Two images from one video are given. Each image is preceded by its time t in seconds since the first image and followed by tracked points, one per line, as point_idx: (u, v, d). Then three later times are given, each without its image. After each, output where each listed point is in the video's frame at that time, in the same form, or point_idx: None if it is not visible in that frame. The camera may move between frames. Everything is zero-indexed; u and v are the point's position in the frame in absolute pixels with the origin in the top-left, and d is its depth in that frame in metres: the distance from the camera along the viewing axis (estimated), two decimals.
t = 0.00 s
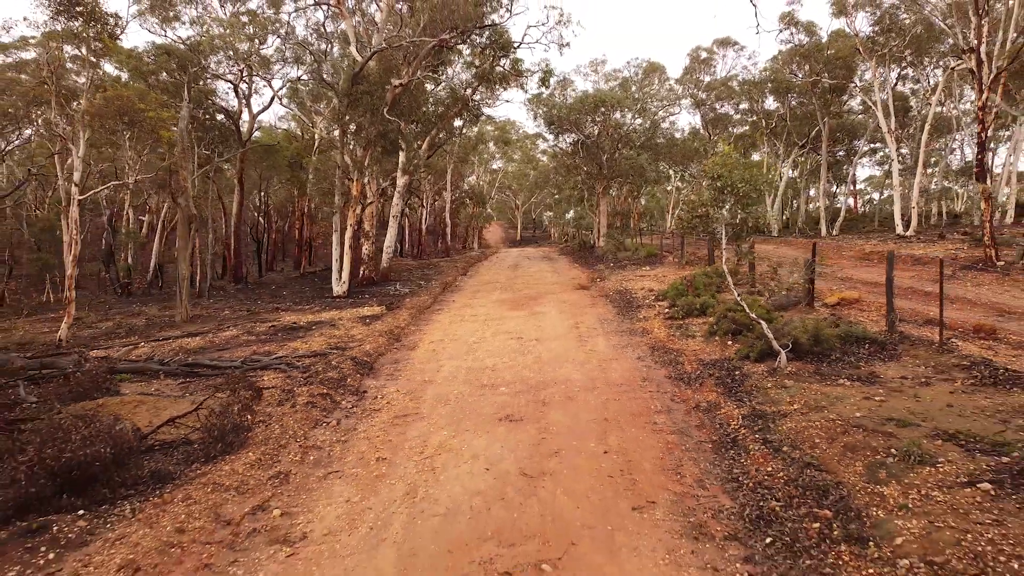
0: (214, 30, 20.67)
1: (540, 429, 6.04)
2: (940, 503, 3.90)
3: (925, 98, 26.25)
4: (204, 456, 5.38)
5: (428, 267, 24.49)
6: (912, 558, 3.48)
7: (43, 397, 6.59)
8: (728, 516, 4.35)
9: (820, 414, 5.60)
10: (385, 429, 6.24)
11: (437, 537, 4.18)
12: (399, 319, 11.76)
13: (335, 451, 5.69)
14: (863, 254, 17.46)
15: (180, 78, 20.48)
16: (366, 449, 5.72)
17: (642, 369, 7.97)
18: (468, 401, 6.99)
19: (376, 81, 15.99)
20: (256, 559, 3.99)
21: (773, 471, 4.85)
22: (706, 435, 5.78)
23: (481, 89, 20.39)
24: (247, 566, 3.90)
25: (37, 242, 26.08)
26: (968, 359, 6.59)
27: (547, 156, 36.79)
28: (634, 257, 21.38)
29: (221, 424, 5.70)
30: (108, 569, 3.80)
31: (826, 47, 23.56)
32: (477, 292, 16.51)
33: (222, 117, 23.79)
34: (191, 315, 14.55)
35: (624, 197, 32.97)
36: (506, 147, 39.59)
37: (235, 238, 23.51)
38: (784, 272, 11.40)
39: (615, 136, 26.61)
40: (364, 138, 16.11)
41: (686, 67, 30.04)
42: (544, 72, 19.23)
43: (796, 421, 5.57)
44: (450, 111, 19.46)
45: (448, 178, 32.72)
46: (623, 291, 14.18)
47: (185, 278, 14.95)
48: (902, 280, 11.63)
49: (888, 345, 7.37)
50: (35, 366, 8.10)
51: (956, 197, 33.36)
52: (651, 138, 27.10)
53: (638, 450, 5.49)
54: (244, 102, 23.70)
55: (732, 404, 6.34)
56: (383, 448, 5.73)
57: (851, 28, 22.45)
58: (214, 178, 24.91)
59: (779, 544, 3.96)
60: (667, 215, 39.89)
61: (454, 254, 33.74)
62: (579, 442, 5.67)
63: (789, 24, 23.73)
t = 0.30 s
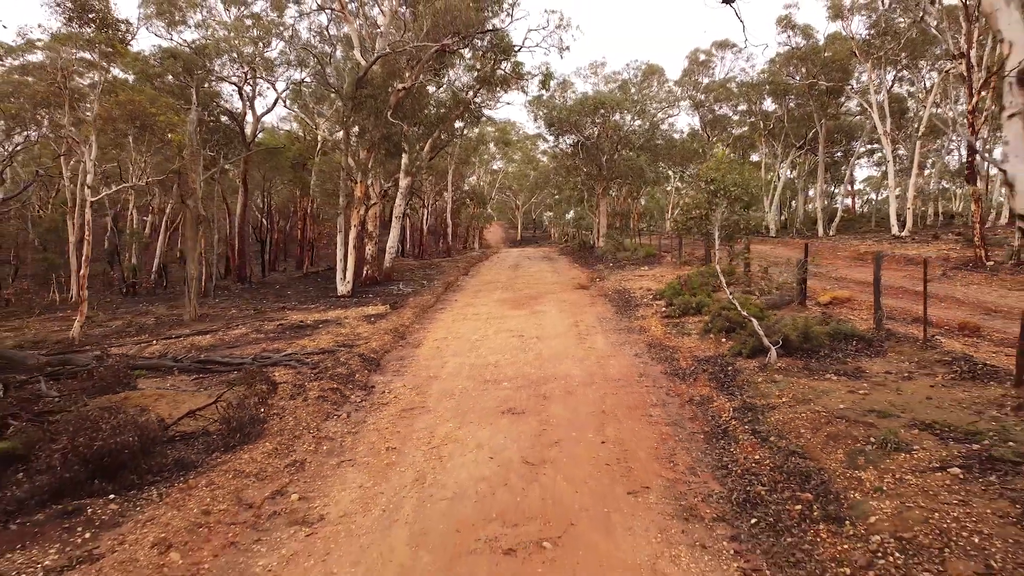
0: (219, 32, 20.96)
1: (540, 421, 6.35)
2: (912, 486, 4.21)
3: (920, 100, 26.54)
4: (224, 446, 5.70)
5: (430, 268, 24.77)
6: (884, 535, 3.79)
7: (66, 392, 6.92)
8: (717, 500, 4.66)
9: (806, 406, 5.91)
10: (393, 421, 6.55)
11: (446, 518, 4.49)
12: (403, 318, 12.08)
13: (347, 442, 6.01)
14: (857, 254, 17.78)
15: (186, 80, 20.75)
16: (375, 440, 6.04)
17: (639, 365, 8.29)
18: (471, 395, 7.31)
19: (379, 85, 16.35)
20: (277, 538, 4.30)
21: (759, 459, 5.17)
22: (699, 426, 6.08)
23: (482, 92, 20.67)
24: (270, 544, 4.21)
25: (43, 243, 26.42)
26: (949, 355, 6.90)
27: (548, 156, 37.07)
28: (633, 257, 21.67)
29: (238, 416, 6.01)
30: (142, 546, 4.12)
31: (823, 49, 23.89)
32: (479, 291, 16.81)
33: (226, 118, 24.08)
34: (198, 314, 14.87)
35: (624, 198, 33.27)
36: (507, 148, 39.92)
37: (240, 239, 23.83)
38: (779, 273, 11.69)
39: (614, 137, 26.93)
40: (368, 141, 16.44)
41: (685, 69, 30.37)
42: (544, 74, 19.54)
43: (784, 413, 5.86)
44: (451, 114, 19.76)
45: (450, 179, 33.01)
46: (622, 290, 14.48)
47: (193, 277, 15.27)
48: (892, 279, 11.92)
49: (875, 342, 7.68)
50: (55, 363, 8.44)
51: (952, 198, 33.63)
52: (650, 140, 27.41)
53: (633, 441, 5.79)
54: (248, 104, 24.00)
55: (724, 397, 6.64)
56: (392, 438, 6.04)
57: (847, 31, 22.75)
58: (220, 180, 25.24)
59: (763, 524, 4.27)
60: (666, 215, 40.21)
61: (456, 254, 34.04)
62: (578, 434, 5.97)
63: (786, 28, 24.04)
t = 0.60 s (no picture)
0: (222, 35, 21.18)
1: (541, 415, 6.60)
2: (892, 473, 4.46)
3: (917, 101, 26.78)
4: (237, 438, 5.95)
5: (431, 268, 25.00)
6: (863, 517, 4.04)
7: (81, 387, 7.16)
8: (709, 488, 4.91)
9: (796, 400, 6.15)
10: (398, 415, 6.80)
11: (451, 504, 4.74)
12: (406, 317, 12.34)
13: (355, 434, 6.26)
14: (853, 254, 18.00)
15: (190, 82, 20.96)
16: (382, 433, 6.28)
17: (636, 362, 8.54)
18: (474, 390, 7.57)
19: (381, 88, 16.65)
20: (292, 522, 4.55)
21: (750, 449, 5.41)
22: (693, 419, 6.33)
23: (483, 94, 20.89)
24: (285, 528, 4.46)
25: (48, 243, 26.69)
26: (935, 352, 7.14)
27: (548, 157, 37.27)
28: (632, 257, 21.89)
29: (250, 410, 6.26)
30: (165, 529, 4.38)
31: (820, 51, 24.13)
32: (480, 291, 17.04)
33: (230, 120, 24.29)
34: (204, 313, 15.11)
35: (623, 198, 33.49)
36: (507, 149, 40.18)
37: (242, 239, 24.07)
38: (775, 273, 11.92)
39: (614, 138, 27.18)
40: (370, 143, 16.70)
41: (684, 71, 30.63)
42: (544, 76, 19.78)
43: (774, 407, 6.11)
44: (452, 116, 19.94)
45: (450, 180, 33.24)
46: (621, 290, 14.72)
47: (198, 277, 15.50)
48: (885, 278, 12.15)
49: (865, 339, 7.92)
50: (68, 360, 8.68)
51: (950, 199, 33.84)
52: (649, 141, 27.64)
53: (629, 433, 6.03)
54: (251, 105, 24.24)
55: (718, 392, 6.88)
56: (398, 431, 6.29)
57: (843, 34, 22.99)
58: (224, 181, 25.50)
59: (751, 509, 4.51)
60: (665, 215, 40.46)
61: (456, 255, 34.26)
62: (576, 427, 6.22)
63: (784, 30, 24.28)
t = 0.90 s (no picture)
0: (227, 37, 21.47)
1: (541, 406, 6.92)
2: (869, 457, 4.77)
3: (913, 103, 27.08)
4: (252, 427, 6.26)
5: (432, 267, 25.31)
6: (840, 497, 4.35)
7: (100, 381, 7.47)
8: (699, 472, 5.22)
9: (784, 392, 6.44)
10: (405, 406, 7.11)
11: (456, 488, 5.04)
12: (409, 314, 12.66)
13: (363, 425, 6.56)
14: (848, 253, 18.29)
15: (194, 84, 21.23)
16: (389, 423, 6.60)
17: (633, 357, 8.85)
18: (476, 384, 7.89)
19: (384, 91, 16.96)
20: (307, 503, 4.86)
21: (738, 437, 5.72)
22: (685, 410, 6.64)
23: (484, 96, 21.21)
24: (301, 508, 4.78)
25: (53, 243, 27.01)
26: (918, 346, 7.46)
27: (547, 158, 37.56)
28: (631, 256, 22.20)
29: (263, 402, 6.56)
30: (190, 509, 4.70)
31: (817, 54, 24.43)
32: (481, 290, 17.35)
33: (233, 121, 24.56)
34: (211, 310, 15.43)
35: (622, 198, 33.79)
36: (507, 149, 40.48)
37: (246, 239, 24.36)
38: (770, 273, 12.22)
39: (613, 140, 27.49)
40: (373, 144, 17.03)
41: (683, 72, 30.93)
42: (543, 79, 20.09)
43: (764, 398, 6.41)
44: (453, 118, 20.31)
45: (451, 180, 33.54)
46: (619, 288, 15.04)
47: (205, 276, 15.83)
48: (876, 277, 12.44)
49: (853, 335, 8.23)
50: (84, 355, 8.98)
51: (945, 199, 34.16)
52: (648, 142, 27.92)
53: (624, 423, 6.34)
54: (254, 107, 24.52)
55: (711, 385, 7.18)
56: (405, 422, 6.59)
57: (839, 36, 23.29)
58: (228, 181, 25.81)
59: (738, 491, 4.82)
60: (664, 215, 40.76)
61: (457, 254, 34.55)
62: (574, 418, 6.53)
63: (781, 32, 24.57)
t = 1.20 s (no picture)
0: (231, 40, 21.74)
1: (540, 399, 7.24)
2: (848, 444, 5.09)
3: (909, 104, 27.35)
4: (266, 418, 6.58)
5: (434, 267, 25.61)
6: (820, 480, 4.66)
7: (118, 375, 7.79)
8: (689, 459, 5.53)
9: (772, 385, 6.75)
10: (410, 399, 7.44)
11: (461, 473, 5.35)
12: (412, 312, 12.98)
13: (371, 416, 6.89)
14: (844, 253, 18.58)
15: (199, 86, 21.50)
16: (396, 414, 6.93)
17: (630, 353, 9.17)
18: (479, 378, 8.21)
19: (386, 94, 17.28)
20: (321, 488, 5.17)
21: (727, 427, 6.04)
22: (679, 403, 6.95)
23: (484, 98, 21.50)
24: (316, 492, 5.09)
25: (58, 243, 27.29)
26: (903, 342, 7.76)
27: (547, 158, 37.82)
28: (630, 256, 22.49)
29: (276, 395, 6.88)
30: (212, 492, 5.01)
31: (813, 55, 24.66)
32: (482, 289, 17.66)
33: (237, 123, 24.83)
34: (217, 309, 15.74)
35: (622, 199, 34.06)
36: (507, 150, 40.76)
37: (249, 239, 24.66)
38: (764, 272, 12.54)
39: (613, 141, 27.78)
40: (376, 146, 17.34)
41: (682, 74, 31.19)
42: (543, 81, 20.40)
43: (753, 390, 6.73)
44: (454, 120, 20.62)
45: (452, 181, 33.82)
46: (617, 288, 15.35)
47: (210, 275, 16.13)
48: (867, 276, 12.73)
49: (841, 332, 8.55)
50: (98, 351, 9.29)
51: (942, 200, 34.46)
52: (647, 143, 28.21)
53: (619, 414, 6.67)
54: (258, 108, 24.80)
55: (703, 379, 7.49)
56: (411, 413, 6.92)
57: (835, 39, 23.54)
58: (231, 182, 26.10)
59: (725, 476, 5.14)
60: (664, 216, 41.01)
61: (457, 254, 34.84)
62: (573, 410, 6.84)
63: (778, 35, 24.83)
